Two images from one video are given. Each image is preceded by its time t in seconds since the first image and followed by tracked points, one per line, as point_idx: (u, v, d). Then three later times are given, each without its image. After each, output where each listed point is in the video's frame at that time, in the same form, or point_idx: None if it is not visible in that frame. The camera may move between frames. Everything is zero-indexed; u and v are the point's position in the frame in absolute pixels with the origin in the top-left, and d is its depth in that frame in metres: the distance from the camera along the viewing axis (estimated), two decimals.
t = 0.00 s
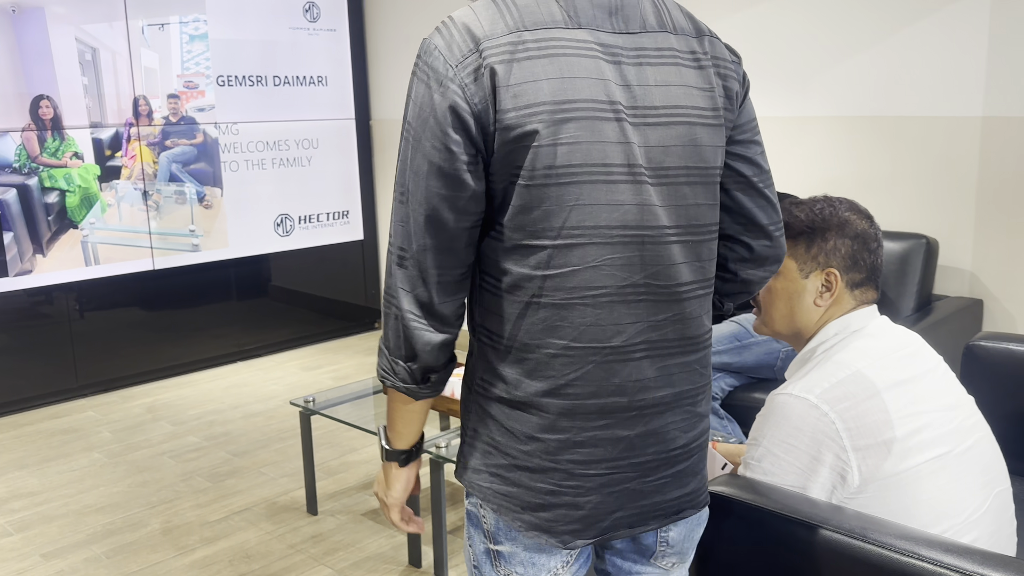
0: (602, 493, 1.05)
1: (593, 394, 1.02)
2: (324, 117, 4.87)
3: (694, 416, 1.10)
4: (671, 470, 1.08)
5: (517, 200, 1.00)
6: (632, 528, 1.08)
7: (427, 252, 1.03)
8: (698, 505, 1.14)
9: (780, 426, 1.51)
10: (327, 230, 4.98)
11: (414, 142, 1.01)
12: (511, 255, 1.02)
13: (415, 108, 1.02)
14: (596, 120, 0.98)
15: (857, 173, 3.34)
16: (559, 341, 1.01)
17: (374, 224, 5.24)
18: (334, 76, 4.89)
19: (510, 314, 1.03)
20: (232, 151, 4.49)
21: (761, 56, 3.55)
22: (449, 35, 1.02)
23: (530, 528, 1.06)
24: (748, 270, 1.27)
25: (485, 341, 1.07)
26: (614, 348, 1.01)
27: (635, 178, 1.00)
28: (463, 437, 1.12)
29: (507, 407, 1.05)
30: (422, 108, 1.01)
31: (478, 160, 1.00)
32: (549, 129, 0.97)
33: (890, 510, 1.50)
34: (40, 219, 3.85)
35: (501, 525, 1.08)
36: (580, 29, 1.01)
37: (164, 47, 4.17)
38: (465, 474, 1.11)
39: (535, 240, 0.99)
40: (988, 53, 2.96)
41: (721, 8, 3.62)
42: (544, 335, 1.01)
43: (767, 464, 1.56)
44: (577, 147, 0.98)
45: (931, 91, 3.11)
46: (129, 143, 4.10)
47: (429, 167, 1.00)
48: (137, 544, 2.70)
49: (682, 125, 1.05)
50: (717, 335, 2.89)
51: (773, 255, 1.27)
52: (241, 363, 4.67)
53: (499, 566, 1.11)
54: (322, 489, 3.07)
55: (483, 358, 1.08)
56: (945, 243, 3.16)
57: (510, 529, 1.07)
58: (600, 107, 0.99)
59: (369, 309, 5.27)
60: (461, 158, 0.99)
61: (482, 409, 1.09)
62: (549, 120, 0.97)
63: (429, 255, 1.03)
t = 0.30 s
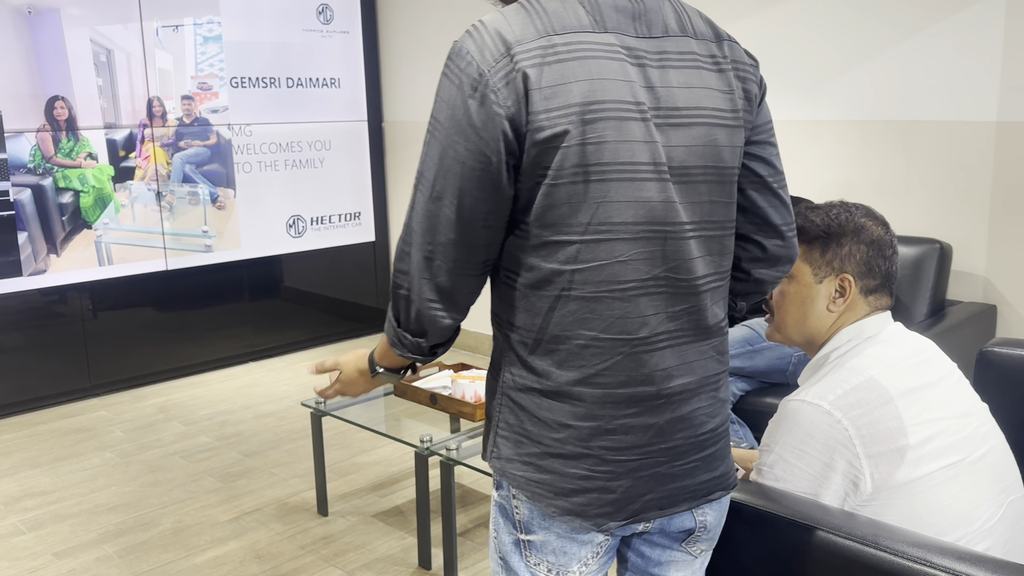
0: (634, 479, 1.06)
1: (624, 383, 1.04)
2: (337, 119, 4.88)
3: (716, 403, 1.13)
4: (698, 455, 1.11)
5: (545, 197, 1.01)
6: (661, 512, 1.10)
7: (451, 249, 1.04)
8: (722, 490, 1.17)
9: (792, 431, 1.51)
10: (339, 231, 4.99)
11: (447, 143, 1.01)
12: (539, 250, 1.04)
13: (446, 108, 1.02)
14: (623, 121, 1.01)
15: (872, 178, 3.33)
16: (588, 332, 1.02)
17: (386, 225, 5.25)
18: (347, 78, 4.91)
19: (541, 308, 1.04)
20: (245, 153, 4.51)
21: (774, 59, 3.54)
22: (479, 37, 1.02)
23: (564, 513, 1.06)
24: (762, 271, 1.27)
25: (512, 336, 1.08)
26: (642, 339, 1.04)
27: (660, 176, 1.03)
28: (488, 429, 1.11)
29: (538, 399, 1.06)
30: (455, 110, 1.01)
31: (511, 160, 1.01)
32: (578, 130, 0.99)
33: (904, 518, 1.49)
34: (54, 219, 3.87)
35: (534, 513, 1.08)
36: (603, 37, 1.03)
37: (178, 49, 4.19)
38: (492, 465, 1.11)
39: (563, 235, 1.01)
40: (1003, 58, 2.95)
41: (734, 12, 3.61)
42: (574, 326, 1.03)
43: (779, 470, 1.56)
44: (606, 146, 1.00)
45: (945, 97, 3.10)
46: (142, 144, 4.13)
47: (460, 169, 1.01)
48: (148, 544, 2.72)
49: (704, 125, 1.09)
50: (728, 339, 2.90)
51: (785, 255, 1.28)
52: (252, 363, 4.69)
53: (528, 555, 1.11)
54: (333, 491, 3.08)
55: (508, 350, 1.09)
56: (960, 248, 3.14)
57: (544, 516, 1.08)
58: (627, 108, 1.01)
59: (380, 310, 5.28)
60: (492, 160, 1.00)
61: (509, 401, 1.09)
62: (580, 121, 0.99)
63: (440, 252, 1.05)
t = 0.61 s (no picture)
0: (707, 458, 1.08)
1: (704, 362, 1.05)
2: (349, 116, 4.90)
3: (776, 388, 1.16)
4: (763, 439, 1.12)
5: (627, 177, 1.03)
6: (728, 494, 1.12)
7: (532, 231, 1.07)
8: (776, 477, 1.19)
9: (805, 428, 1.51)
10: (350, 228, 5.00)
11: (534, 126, 1.03)
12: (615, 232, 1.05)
13: (532, 91, 1.04)
14: (701, 104, 1.04)
15: (885, 176, 3.32)
16: (670, 310, 1.03)
17: (397, 223, 5.25)
18: (359, 75, 4.91)
19: (619, 289, 1.05)
20: (257, 150, 4.53)
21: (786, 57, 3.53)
22: (563, 23, 1.05)
23: (637, 497, 1.07)
24: (805, 261, 1.30)
25: (585, 319, 1.08)
26: (723, 318, 1.05)
27: (734, 160, 1.07)
28: (556, 416, 1.11)
29: (612, 381, 1.06)
30: (547, 93, 1.02)
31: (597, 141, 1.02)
32: (664, 110, 1.02)
33: (917, 516, 1.48)
34: (67, 215, 3.90)
35: (586, 504, 1.10)
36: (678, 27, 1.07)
37: (191, 45, 4.21)
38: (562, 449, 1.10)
39: (646, 215, 1.03)
40: (1018, 56, 2.93)
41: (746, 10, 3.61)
42: (655, 304, 1.04)
43: (792, 467, 1.55)
44: (688, 127, 1.03)
45: (959, 95, 3.08)
46: (155, 140, 4.15)
47: (543, 151, 1.03)
48: (159, 538, 2.73)
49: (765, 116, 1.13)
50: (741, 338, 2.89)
51: (826, 247, 1.32)
52: (263, 360, 4.70)
53: (565, 542, 1.13)
54: (344, 486, 3.09)
55: (580, 333, 1.10)
56: (972, 247, 3.13)
57: (596, 508, 1.10)
58: (704, 94, 1.05)
59: (391, 308, 5.28)
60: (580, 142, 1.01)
61: (579, 383, 1.09)
62: (665, 102, 1.02)
63: (521, 235, 1.07)
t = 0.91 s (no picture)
0: (741, 446, 1.09)
1: (729, 346, 1.07)
2: (360, 109, 4.89)
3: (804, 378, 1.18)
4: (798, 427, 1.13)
5: (637, 165, 1.08)
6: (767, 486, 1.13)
7: (528, 217, 1.15)
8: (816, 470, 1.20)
9: (820, 424, 1.51)
10: (361, 221, 5.01)
11: (532, 124, 1.11)
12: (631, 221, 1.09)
13: (528, 88, 1.11)
14: (702, 91, 1.10)
15: (900, 171, 3.29)
16: (691, 296, 1.07)
17: (408, 216, 5.26)
18: (371, 68, 4.91)
19: (639, 279, 1.09)
20: (270, 142, 4.54)
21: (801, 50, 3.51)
22: (556, 21, 1.12)
23: (674, 491, 1.09)
24: (805, 258, 1.37)
25: (607, 313, 1.12)
26: (743, 300, 1.08)
27: (741, 144, 1.11)
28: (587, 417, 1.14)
29: (637, 374, 1.09)
30: (539, 89, 1.09)
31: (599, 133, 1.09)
32: (663, 94, 1.08)
33: (932, 511, 1.47)
34: (82, 206, 3.92)
35: (613, 505, 1.14)
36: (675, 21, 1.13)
37: (204, 38, 4.22)
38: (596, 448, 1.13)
39: (658, 200, 1.07)
40: None
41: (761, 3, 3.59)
42: (675, 291, 1.07)
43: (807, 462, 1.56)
44: (690, 109, 1.08)
45: (976, 89, 3.05)
46: (169, 132, 4.16)
47: (540, 143, 1.10)
48: (172, 527, 2.75)
49: (768, 101, 1.19)
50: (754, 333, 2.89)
51: (826, 244, 1.38)
52: (275, 352, 4.72)
53: (592, 541, 1.17)
54: (355, 478, 3.10)
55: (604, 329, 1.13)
56: (988, 243, 3.10)
57: (623, 509, 1.14)
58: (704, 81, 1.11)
59: (402, 301, 5.29)
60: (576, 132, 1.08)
61: (606, 380, 1.12)
62: (664, 89, 1.08)
63: (518, 220, 1.17)
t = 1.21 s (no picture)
0: (676, 449, 1.03)
1: (646, 344, 1.02)
2: (370, 100, 4.90)
3: (773, 373, 1.08)
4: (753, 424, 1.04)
5: (540, 183, 1.08)
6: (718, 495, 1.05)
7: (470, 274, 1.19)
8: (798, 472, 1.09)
9: (824, 416, 1.49)
10: (370, 213, 5.02)
11: (453, 196, 1.16)
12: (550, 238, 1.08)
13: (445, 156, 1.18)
14: (600, 105, 1.09)
15: (910, 163, 3.27)
16: (602, 296, 1.03)
17: (417, 207, 5.27)
18: (381, 59, 4.91)
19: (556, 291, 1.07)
20: (280, 134, 4.55)
21: (812, 41, 3.49)
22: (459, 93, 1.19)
23: (620, 499, 1.05)
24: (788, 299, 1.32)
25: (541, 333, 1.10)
26: (660, 297, 1.03)
27: (646, 148, 1.08)
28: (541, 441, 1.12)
29: (565, 388, 1.07)
30: (448, 152, 1.15)
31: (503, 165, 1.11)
32: (549, 116, 1.08)
33: (936, 504, 1.47)
34: (92, 196, 3.94)
35: (572, 521, 1.10)
36: (570, 55, 1.14)
37: (215, 29, 4.23)
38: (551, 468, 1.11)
39: (559, 214, 1.06)
40: None
41: None
42: (586, 297, 1.04)
43: (810, 455, 1.54)
44: (574, 125, 1.07)
45: (988, 81, 3.03)
46: (179, 123, 4.18)
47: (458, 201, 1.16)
48: (181, 516, 2.77)
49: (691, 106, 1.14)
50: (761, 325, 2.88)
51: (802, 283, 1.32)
52: (285, 342, 4.74)
53: (557, 555, 1.14)
54: (363, 468, 3.11)
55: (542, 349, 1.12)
56: (1000, 237, 3.08)
57: (581, 527, 1.10)
58: (604, 96, 1.10)
59: (412, 292, 5.30)
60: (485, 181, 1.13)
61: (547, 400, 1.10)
62: (557, 107, 1.09)
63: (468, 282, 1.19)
